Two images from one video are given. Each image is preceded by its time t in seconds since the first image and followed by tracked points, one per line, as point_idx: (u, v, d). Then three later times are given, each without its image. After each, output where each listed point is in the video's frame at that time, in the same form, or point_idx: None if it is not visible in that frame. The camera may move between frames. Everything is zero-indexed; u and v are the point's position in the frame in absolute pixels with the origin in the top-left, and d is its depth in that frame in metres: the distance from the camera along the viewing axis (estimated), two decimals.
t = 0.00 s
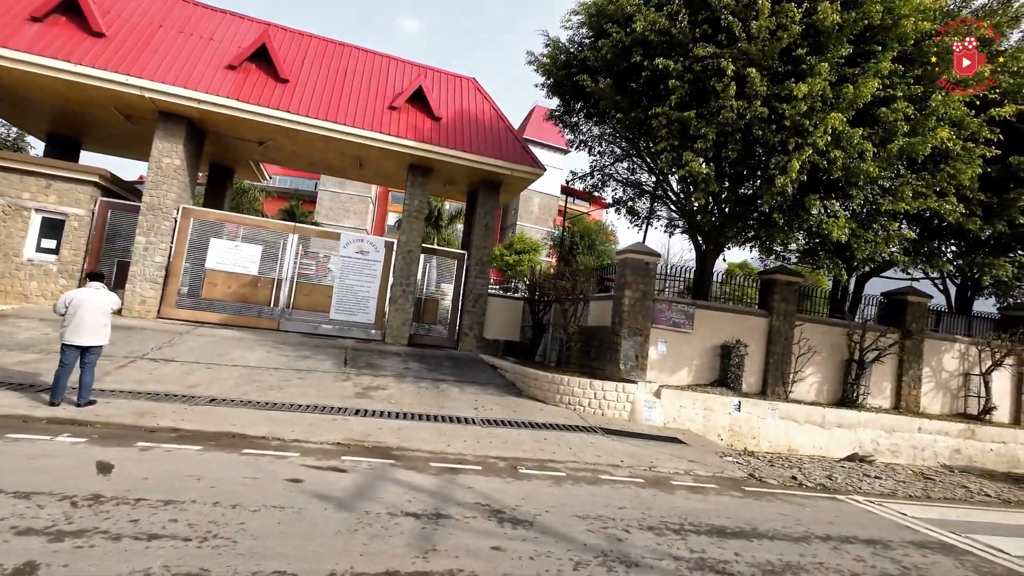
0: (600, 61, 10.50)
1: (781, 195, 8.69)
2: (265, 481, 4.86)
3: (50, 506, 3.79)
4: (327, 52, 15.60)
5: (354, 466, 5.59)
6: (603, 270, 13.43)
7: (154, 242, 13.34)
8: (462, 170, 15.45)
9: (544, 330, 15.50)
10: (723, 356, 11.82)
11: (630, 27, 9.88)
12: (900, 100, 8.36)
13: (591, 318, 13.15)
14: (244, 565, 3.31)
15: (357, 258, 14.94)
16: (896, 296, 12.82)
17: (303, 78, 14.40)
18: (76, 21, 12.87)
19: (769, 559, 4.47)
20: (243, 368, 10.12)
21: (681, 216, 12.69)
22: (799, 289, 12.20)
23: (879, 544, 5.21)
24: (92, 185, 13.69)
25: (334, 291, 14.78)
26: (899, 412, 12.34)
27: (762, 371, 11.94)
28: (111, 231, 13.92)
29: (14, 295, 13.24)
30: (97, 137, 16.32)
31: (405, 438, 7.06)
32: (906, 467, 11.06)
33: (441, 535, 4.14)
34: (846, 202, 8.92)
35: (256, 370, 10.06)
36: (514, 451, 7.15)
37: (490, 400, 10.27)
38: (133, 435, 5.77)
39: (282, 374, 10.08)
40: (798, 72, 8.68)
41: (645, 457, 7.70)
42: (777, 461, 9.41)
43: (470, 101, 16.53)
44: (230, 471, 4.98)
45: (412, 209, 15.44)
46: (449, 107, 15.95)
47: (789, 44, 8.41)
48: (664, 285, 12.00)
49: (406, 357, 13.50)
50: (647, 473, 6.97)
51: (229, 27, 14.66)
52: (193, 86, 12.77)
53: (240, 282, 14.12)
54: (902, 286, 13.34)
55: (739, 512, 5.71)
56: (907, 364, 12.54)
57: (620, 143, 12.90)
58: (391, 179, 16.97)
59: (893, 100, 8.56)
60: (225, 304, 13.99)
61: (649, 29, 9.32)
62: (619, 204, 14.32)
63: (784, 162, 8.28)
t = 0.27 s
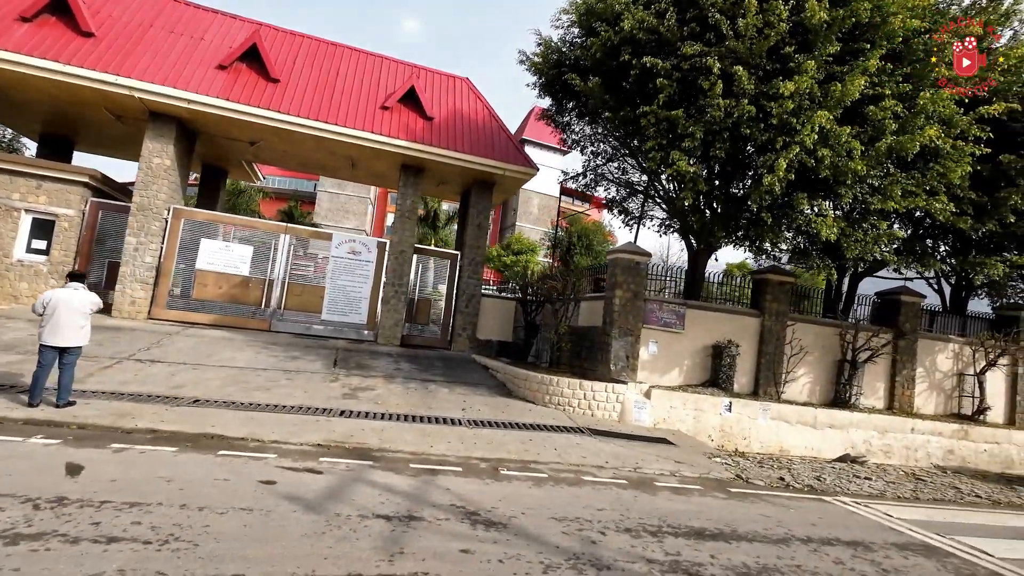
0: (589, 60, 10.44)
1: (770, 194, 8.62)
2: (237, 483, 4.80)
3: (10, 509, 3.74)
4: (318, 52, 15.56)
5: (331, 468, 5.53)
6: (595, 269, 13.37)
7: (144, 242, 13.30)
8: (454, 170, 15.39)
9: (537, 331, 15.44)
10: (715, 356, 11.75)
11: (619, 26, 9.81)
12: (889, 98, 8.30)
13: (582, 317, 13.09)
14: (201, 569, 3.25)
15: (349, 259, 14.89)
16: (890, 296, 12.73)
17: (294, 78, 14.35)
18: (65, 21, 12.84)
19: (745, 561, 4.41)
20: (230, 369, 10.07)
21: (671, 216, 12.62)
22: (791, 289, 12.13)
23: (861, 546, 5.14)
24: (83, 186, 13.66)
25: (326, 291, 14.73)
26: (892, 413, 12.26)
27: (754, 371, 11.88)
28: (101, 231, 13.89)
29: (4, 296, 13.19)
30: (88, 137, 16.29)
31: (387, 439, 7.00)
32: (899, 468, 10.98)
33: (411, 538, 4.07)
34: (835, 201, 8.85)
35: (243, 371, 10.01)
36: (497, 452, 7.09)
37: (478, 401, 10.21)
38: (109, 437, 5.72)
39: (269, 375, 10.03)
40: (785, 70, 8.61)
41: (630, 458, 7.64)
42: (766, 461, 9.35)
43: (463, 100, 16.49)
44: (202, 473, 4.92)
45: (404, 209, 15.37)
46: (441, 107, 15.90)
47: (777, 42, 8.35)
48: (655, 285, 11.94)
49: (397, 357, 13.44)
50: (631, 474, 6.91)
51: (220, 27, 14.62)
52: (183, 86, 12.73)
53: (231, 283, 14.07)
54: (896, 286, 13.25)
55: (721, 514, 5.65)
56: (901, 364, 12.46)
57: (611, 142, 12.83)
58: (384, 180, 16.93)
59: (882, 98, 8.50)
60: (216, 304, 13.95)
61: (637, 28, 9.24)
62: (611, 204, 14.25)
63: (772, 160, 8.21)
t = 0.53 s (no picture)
0: (577, 58, 10.43)
1: (756, 191, 8.61)
2: (210, 477, 4.79)
3: None
4: (311, 51, 15.57)
5: (308, 463, 5.52)
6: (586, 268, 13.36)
7: (136, 241, 13.30)
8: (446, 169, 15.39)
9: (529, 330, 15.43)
10: (705, 354, 11.73)
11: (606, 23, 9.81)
12: (875, 94, 8.29)
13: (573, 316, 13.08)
14: (161, 560, 3.23)
15: (341, 258, 14.88)
16: (881, 294, 12.70)
17: (286, 77, 14.36)
18: (57, 21, 12.86)
19: (717, 555, 4.40)
20: (219, 367, 10.06)
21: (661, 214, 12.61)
22: (782, 287, 12.11)
23: (838, 541, 5.12)
24: (75, 185, 13.68)
25: (319, 290, 14.73)
26: (884, 411, 12.22)
27: (745, 370, 11.86)
28: (94, 230, 13.91)
29: None
30: (82, 137, 16.31)
31: (370, 436, 6.99)
32: (889, 466, 10.95)
33: (379, 531, 4.06)
34: (822, 198, 8.83)
35: (231, 369, 10.01)
36: (480, 448, 7.08)
37: (466, 399, 10.19)
38: (87, 433, 5.72)
39: (257, 373, 10.03)
40: (771, 67, 8.61)
41: (614, 455, 7.63)
42: (754, 459, 9.33)
43: (456, 100, 16.50)
44: (177, 468, 4.92)
45: (397, 208, 15.36)
46: (434, 107, 15.91)
47: (762, 39, 8.34)
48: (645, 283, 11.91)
49: (389, 356, 13.44)
50: (613, 471, 6.89)
51: (212, 26, 14.64)
52: (174, 85, 12.74)
53: (223, 282, 14.08)
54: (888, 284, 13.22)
55: (699, 509, 5.63)
56: (892, 363, 12.42)
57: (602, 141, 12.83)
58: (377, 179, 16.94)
59: (868, 95, 8.49)
60: (208, 303, 13.96)
61: (624, 25, 9.22)
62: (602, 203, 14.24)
63: (757, 157, 8.20)
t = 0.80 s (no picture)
0: (563, 57, 10.47)
1: (739, 190, 8.64)
2: (181, 473, 4.81)
3: None
4: (302, 51, 15.61)
5: (283, 460, 5.54)
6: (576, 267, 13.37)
7: (126, 241, 13.32)
8: (438, 168, 15.42)
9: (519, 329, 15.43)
10: (692, 353, 11.76)
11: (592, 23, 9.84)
12: (856, 93, 8.33)
13: (563, 315, 13.11)
14: (118, 554, 3.25)
15: (332, 257, 14.90)
16: (870, 293, 12.72)
17: (276, 77, 14.40)
18: (47, 20, 12.90)
19: (684, 550, 4.42)
20: (205, 365, 10.09)
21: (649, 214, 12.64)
22: (769, 286, 12.14)
23: (810, 537, 5.13)
24: (65, 185, 13.71)
25: (309, 290, 14.75)
26: (872, 410, 12.24)
27: (733, 369, 11.88)
28: (84, 229, 13.93)
29: None
30: (74, 137, 16.34)
31: (350, 433, 7.01)
32: (876, 465, 10.96)
33: (345, 526, 4.08)
34: (805, 196, 8.86)
35: (217, 368, 10.04)
36: (460, 446, 7.10)
37: (453, 398, 10.21)
38: (63, 430, 5.74)
39: (244, 372, 10.05)
40: (753, 66, 8.64)
41: (596, 452, 7.65)
42: (738, 457, 9.36)
43: (447, 100, 16.54)
44: (149, 464, 4.94)
45: (388, 208, 15.38)
46: (425, 107, 15.94)
47: (743, 38, 8.37)
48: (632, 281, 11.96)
49: (379, 355, 13.45)
50: (592, 468, 6.91)
51: (203, 26, 14.69)
52: (164, 85, 12.77)
53: (214, 281, 14.11)
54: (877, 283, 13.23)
55: (674, 506, 5.65)
56: (880, 361, 12.44)
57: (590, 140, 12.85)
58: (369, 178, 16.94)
59: (849, 94, 8.52)
60: (198, 302, 13.99)
61: (608, 24, 9.25)
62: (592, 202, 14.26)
63: (739, 156, 8.23)
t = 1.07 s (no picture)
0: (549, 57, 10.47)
1: (721, 189, 8.65)
2: (149, 471, 4.80)
3: None
4: (292, 51, 15.62)
5: (255, 458, 5.53)
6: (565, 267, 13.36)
7: (114, 240, 13.31)
8: (428, 168, 15.43)
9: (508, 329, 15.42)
10: (679, 353, 11.75)
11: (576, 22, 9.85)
12: (838, 92, 8.35)
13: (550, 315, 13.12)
14: (69, 550, 3.23)
15: (322, 257, 14.89)
16: (858, 293, 12.72)
17: (265, 77, 14.40)
18: (35, 20, 12.90)
19: (649, 548, 4.40)
20: (190, 365, 10.08)
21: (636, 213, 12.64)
22: (756, 286, 12.14)
23: (780, 535, 5.12)
24: (54, 184, 13.71)
25: (299, 290, 14.74)
26: (860, 410, 12.22)
27: (720, 368, 11.88)
28: (73, 229, 13.91)
29: None
30: (64, 137, 16.34)
31: (328, 432, 7.00)
32: (863, 464, 10.94)
33: (307, 524, 4.06)
34: (788, 195, 8.86)
35: (201, 367, 10.03)
36: (438, 445, 7.08)
37: (438, 397, 10.19)
38: (36, 428, 5.73)
39: (228, 371, 10.04)
40: (735, 65, 8.66)
41: (576, 451, 7.63)
42: (722, 457, 9.35)
43: (438, 100, 16.56)
44: (117, 461, 4.92)
45: (378, 207, 15.36)
46: (415, 106, 15.94)
47: (725, 37, 8.38)
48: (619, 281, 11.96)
49: (367, 355, 13.44)
50: (570, 467, 6.90)
51: (193, 26, 14.69)
52: (152, 84, 12.77)
53: (203, 281, 14.11)
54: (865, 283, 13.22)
55: (647, 504, 5.64)
56: (869, 361, 12.42)
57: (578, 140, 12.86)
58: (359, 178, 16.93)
59: (831, 93, 8.54)
60: (187, 302, 13.99)
61: (592, 24, 9.25)
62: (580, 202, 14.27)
63: (720, 155, 8.24)
